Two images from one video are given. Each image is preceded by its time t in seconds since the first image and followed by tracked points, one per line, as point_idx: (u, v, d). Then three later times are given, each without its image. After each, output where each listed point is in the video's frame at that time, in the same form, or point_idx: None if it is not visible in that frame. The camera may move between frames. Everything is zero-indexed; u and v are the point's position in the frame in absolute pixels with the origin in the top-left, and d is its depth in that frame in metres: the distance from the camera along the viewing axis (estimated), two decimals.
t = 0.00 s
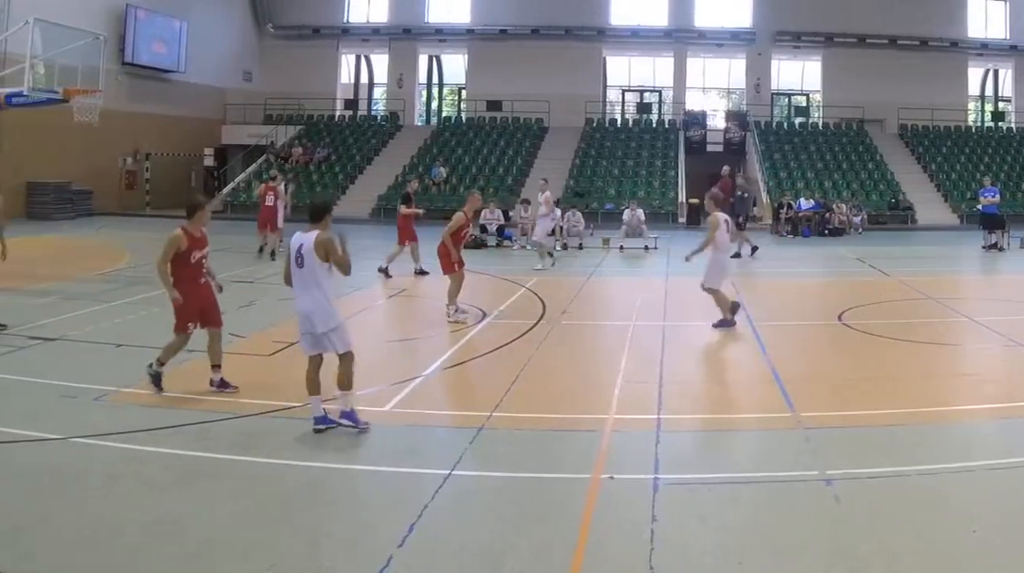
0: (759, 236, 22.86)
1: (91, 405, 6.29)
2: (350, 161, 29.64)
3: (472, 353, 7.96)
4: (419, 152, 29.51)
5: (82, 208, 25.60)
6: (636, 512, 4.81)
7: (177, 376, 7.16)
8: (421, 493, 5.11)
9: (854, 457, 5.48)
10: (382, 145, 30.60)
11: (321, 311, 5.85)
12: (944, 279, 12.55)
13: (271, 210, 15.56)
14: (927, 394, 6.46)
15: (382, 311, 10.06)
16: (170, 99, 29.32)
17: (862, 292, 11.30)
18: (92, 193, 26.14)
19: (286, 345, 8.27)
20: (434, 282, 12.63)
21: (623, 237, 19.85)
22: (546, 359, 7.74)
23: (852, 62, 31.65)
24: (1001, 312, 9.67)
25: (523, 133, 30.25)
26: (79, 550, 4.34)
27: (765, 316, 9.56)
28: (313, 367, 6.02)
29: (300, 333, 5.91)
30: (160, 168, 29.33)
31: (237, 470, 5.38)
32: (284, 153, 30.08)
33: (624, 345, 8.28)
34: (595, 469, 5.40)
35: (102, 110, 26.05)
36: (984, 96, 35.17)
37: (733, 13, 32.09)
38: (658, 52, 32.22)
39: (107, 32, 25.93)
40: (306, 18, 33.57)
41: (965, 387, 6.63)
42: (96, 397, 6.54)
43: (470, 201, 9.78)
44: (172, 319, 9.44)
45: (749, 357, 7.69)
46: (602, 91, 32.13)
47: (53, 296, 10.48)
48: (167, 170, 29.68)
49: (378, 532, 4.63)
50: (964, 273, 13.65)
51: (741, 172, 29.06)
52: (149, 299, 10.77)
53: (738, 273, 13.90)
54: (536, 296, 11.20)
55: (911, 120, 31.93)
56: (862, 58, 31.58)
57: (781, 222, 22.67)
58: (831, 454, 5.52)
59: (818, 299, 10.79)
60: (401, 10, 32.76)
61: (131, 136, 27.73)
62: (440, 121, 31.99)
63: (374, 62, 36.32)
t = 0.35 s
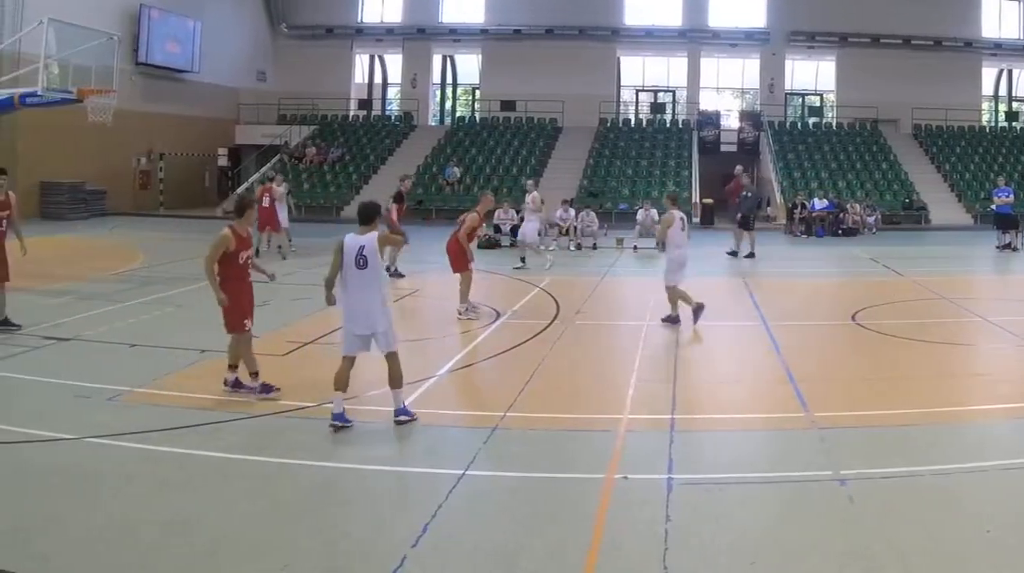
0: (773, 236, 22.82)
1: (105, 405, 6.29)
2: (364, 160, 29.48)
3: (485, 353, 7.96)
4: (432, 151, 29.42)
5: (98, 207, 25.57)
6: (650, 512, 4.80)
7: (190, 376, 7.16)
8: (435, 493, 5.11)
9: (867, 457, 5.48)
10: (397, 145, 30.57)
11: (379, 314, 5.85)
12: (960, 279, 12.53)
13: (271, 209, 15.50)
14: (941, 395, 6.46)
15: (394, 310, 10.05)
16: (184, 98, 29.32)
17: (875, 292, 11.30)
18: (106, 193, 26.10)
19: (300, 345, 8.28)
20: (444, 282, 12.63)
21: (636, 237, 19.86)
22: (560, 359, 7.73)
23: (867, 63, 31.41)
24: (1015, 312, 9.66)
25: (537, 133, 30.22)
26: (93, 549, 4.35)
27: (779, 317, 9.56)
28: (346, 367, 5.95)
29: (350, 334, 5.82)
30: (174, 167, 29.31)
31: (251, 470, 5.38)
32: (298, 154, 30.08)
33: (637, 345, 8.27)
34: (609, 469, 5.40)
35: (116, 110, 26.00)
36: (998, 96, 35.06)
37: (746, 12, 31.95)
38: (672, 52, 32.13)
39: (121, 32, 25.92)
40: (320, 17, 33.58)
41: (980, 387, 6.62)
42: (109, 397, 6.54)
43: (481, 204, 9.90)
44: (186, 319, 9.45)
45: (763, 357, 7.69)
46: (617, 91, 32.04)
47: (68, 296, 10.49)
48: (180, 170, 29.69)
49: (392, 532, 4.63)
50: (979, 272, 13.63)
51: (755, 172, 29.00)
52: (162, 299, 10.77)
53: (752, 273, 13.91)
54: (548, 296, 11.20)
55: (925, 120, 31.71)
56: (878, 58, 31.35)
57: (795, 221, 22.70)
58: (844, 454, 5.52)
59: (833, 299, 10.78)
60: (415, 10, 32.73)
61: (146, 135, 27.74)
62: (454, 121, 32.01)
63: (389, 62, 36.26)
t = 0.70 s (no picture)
0: (785, 236, 22.81)
1: (119, 405, 6.29)
2: (376, 161, 29.46)
3: (498, 353, 7.96)
4: (445, 152, 29.42)
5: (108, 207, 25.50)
6: (662, 511, 4.80)
7: (204, 375, 7.16)
8: (448, 493, 5.11)
9: (879, 457, 5.48)
10: (410, 145, 30.59)
11: (410, 308, 5.97)
12: (974, 280, 12.52)
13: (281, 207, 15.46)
14: (953, 395, 6.46)
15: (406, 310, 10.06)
16: (195, 98, 29.34)
17: (888, 292, 11.30)
18: (117, 192, 26.05)
19: (314, 344, 8.29)
20: (453, 282, 12.61)
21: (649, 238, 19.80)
22: (573, 359, 7.73)
23: (880, 62, 31.33)
24: None
25: (549, 133, 30.20)
26: (104, 549, 4.34)
27: (790, 317, 9.56)
28: (371, 360, 6.03)
29: (381, 328, 5.90)
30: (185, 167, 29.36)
31: (264, 470, 5.38)
32: (310, 153, 30.09)
33: (650, 345, 8.27)
34: (621, 469, 5.40)
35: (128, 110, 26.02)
36: (1011, 97, 34.97)
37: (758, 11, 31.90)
38: (684, 52, 32.10)
39: (133, 32, 25.91)
40: (333, 17, 33.67)
41: (994, 388, 6.62)
42: (123, 397, 6.54)
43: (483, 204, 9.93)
44: (200, 319, 9.45)
45: (776, 357, 7.69)
46: (629, 91, 32.01)
47: (80, 296, 10.48)
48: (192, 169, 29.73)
49: (404, 532, 4.63)
50: (991, 273, 13.62)
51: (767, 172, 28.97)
52: (176, 299, 10.77)
53: (764, 273, 13.90)
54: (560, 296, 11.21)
55: (937, 120, 31.58)
56: (889, 58, 31.25)
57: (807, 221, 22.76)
58: (857, 455, 5.51)
59: (845, 299, 10.78)
60: (427, 10, 32.77)
61: (158, 135, 27.73)
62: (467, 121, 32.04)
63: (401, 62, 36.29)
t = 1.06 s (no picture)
0: (796, 236, 22.82)
1: (132, 405, 6.29)
2: (389, 161, 29.46)
3: (510, 353, 7.95)
4: (458, 152, 29.44)
5: (121, 207, 25.51)
6: (674, 511, 4.80)
7: (216, 375, 7.17)
8: (460, 493, 5.11)
9: (891, 457, 5.47)
10: (422, 145, 30.62)
11: (409, 309, 5.95)
12: (988, 280, 12.52)
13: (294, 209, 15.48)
14: (963, 395, 6.47)
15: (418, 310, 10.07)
16: (208, 98, 29.36)
17: (900, 292, 11.32)
18: (129, 192, 26.06)
19: (327, 345, 8.31)
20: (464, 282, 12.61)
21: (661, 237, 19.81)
22: (586, 360, 7.73)
23: (893, 63, 31.13)
24: None
25: (562, 133, 30.18)
26: (118, 549, 4.34)
27: (803, 317, 9.57)
28: (375, 362, 6.03)
29: (380, 329, 5.89)
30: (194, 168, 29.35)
31: (276, 470, 5.38)
32: (323, 154, 30.05)
33: (662, 345, 8.28)
34: (633, 469, 5.40)
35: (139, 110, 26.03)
36: None
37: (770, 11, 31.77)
38: (696, 52, 32.02)
39: (146, 32, 25.93)
40: (345, 17, 33.68)
41: (1006, 387, 6.63)
42: (135, 397, 6.55)
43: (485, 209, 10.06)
44: (213, 319, 9.46)
45: (788, 358, 7.68)
46: (641, 91, 31.95)
47: (92, 295, 10.48)
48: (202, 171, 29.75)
49: (417, 532, 4.63)
50: (1003, 273, 13.62)
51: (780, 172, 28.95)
52: (188, 299, 10.78)
53: (776, 273, 13.90)
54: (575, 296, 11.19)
55: (949, 120, 31.44)
56: (901, 57, 31.05)
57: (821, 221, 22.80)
58: (868, 455, 5.51)
59: (857, 299, 10.79)
60: (440, 10, 32.74)
61: (171, 134, 27.77)
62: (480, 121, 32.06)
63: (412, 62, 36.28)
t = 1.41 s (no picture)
0: (810, 236, 22.82)
1: (145, 405, 6.29)
2: (403, 161, 29.48)
3: (521, 353, 7.96)
4: (471, 151, 29.44)
5: (135, 207, 25.54)
6: (688, 511, 4.80)
7: (229, 375, 7.18)
8: (474, 493, 5.10)
9: (904, 457, 5.47)
10: (436, 145, 30.60)
11: (420, 309, 5.96)
12: (1004, 280, 12.50)
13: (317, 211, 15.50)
14: (977, 395, 6.47)
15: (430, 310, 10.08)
16: (222, 97, 29.40)
17: (916, 292, 11.31)
18: (143, 192, 26.07)
19: (340, 345, 8.32)
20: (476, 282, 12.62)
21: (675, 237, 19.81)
22: (599, 360, 7.73)
23: (908, 63, 31.04)
24: None
25: (576, 133, 30.18)
26: (133, 549, 4.34)
27: (816, 316, 9.57)
28: (391, 362, 6.02)
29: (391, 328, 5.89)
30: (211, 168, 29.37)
31: (290, 470, 5.38)
32: (338, 154, 30.03)
33: (674, 345, 8.28)
34: (647, 469, 5.40)
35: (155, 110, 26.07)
36: None
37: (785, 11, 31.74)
38: (710, 52, 32.02)
39: (160, 32, 25.97)
40: (359, 17, 33.68)
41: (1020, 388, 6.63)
42: (148, 397, 6.55)
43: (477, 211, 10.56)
44: (227, 319, 9.48)
45: (802, 358, 7.69)
46: (655, 91, 31.95)
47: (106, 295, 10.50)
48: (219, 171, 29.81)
49: (431, 532, 4.62)
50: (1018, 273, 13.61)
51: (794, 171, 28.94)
52: (202, 299, 10.79)
53: (789, 273, 13.91)
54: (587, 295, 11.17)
55: (964, 120, 31.34)
56: (915, 57, 30.97)
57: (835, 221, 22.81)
58: (881, 455, 5.51)
59: (871, 299, 10.80)
60: (454, 11, 32.73)
61: (185, 134, 27.83)
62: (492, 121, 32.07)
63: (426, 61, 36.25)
